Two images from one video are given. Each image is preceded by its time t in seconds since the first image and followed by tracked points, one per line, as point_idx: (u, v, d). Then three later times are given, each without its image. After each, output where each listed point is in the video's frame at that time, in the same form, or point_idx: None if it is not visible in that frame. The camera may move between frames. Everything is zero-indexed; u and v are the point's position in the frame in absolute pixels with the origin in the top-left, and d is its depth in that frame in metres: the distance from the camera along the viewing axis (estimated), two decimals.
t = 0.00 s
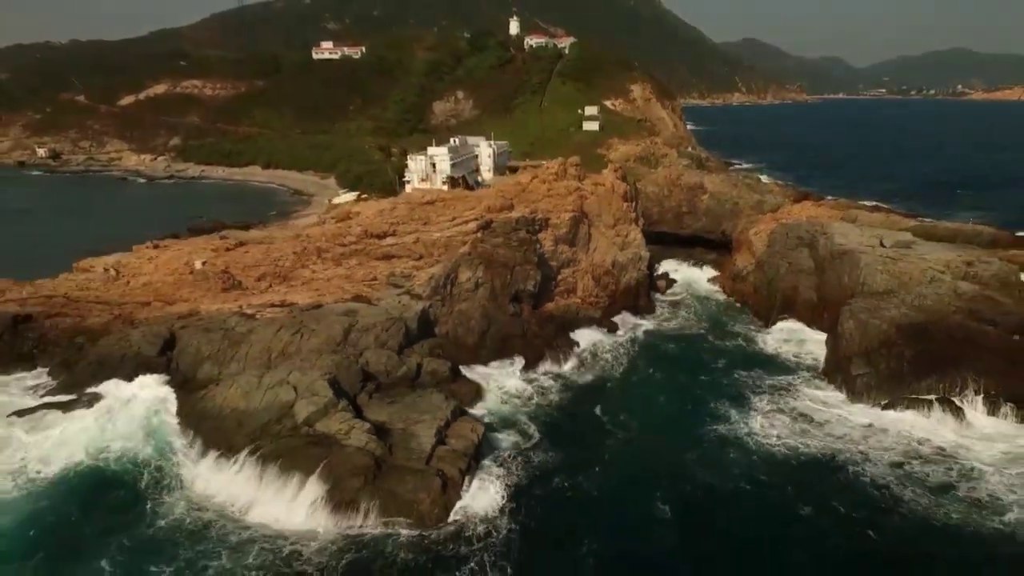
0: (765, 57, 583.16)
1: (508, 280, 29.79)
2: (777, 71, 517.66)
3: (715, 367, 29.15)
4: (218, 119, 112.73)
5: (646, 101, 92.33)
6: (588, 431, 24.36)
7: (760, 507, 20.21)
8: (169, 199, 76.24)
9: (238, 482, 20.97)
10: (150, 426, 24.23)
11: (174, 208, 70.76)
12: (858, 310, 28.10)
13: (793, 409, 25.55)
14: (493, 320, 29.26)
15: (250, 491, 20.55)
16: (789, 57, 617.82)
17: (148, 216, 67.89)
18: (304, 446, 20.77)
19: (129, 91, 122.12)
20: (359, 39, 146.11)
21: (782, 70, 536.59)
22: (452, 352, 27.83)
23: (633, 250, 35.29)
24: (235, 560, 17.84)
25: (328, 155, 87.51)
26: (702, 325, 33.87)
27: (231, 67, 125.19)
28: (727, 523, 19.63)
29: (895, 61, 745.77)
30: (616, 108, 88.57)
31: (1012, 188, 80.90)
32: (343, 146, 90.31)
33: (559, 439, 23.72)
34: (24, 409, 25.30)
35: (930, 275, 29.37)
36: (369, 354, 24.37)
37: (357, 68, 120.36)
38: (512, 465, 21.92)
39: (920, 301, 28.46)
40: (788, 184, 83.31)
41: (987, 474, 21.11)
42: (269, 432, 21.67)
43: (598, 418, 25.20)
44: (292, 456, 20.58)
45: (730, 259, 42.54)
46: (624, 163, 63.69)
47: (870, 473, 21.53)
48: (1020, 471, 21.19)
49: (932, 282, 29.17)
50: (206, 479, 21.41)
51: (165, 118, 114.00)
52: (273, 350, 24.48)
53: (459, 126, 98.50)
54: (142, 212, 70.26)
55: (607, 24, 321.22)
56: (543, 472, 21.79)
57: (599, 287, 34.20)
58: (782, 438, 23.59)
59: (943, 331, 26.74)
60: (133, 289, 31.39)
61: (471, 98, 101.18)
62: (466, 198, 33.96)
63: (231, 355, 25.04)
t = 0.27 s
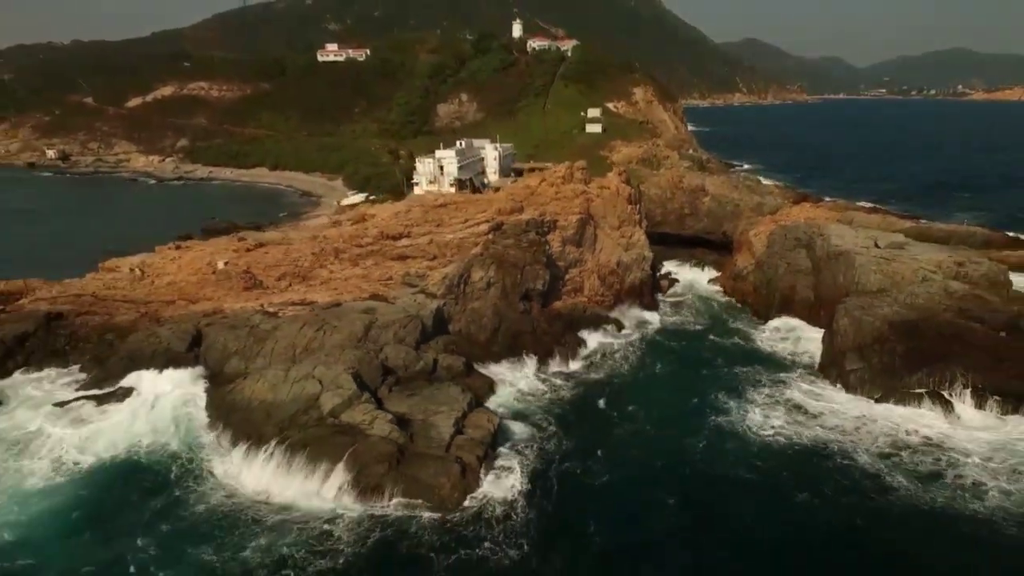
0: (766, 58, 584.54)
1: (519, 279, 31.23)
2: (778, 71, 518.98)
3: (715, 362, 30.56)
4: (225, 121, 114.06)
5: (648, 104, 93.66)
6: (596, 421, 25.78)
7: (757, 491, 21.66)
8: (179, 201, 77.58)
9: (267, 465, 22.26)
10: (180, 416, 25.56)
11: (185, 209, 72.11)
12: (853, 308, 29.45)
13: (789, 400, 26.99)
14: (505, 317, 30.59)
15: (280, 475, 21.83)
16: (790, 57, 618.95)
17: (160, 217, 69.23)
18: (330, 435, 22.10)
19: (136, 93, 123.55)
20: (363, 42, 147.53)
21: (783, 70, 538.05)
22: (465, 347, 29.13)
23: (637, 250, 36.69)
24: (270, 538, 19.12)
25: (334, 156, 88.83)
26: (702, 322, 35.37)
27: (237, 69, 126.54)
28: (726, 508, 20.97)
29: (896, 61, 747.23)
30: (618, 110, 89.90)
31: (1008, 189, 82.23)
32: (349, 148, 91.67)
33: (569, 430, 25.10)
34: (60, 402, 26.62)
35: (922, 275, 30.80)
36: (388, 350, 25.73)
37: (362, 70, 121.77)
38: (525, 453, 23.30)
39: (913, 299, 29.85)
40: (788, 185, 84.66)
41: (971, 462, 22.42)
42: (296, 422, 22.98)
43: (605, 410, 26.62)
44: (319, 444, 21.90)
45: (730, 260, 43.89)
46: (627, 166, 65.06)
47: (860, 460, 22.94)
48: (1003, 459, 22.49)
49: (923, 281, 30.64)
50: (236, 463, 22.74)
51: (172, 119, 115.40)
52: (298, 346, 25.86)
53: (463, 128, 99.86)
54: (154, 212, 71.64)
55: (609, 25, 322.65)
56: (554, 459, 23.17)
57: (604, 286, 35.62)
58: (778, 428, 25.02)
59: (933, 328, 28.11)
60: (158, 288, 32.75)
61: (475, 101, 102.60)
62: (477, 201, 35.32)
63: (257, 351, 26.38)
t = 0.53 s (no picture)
0: (767, 58, 585.62)
1: (528, 279, 32.53)
2: (778, 71, 520.12)
3: (716, 358, 31.85)
4: (231, 122, 115.30)
5: (649, 105, 94.80)
6: (603, 414, 27.05)
7: (755, 479, 22.92)
8: (188, 202, 78.84)
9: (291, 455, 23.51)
10: (206, 409, 26.86)
11: (195, 210, 73.38)
12: (849, 306, 30.67)
13: (787, 394, 28.27)
14: (514, 315, 31.80)
15: (305, 463, 23.06)
16: (790, 58, 619.91)
17: (170, 217, 70.48)
18: (352, 426, 23.34)
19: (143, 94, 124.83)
20: (367, 44, 148.77)
21: (784, 70, 539.07)
22: (477, 344, 30.35)
23: (641, 251, 37.97)
24: (299, 521, 20.36)
25: (340, 157, 90.10)
26: (703, 319, 36.72)
27: (242, 71, 127.75)
28: (724, 495, 22.19)
29: (897, 61, 748.03)
30: (620, 112, 91.10)
31: (1005, 189, 83.39)
32: (355, 149, 92.93)
33: (577, 421, 26.36)
34: (90, 395, 27.86)
35: (915, 274, 31.99)
36: (405, 346, 26.93)
37: (366, 71, 122.96)
38: (537, 444, 24.56)
39: (906, 298, 31.04)
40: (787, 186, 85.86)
41: (958, 451, 23.62)
42: (319, 414, 24.22)
43: (611, 403, 27.89)
44: (342, 434, 23.14)
45: (731, 260, 45.10)
46: (630, 167, 66.29)
47: (853, 450, 24.20)
48: (989, 449, 23.69)
49: (917, 281, 31.82)
50: (262, 453, 24.00)
51: (179, 121, 116.69)
52: (318, 342, 27.09)
53: (467, 130, 101.07)
54: (164, 213, 72.90)
55: (610, 26, 323.94)
56: (564, 450, 24.43)
57: (609, 285, 36.91)
58: (776, 420, 26.29)
59: (926, 325, 29.27)
60: (179, 287, 34.00)
61: (478, 103, 103.84)
62: (487, 203, 36.52)
63: (279, 347, 27.59)
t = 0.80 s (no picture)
0: (767, 58, 586.84)
1: (536, 278, 33.93)
2: (779, 72, 521.42)
3: (717, 353, 33.28)
4: (237, 124, 116.65)
5: (651, 107, 95.98)
6: (609, 406, 28.47)
7: (752, 466, 24.31)
8: (198, 203, 80.14)
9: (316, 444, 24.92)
10: (231, 402, 28.20)
11: (205, 211, 74.70)
12: (844, 304, 32.01)
13: (783, 387, 29.68)
14: (524, 313, 33.14)
15: (329, 452, 24.45)
16: (791, 58, 620.85)
17: (181, 218, 71.82)
18: (373, 417, 24.73)
19: (150, 96, 126.20)
20: (370, 46, 150.15)
21: (785, 70, 540.29)
22: (489, 340, 31.72)
23: (644, 251, 39.37)
24: (327, 504, 21.75)
25: (346, 159, 91.43)
26: (704, 317, 38.15)
27: (248, 73, 129.09)
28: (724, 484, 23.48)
29: (897, 61, 748.96)
30: (622, 114, 92.40)
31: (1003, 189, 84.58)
32: (361, 151, 94.29)
33: (584, 415, 27.73)
34: (120, 389, 29.24)
35: (908, 274, 33.29)
36: (421, 342, 28.28)
37: (371, 73, 124.25)
38: (549, 435, 26.01)
39: (899, 297, 32.35)
40: (787, 187, 87.14)
41: (945, 442, 24.91)
42: (342, 406, 25.61)
43: (616, 396, 29.32)
44: (363, 425, 24.48)
45: (732, 260, 46.39)
46: (633, 169, 67.63)
47: (845, 440, 25.59)
48: (975, 439, 24.99)
49: (910, 280, 33.11)
50: (288, 442, 25.38)
51: (186, 122, 118.06)
52: (338, 338, 28.45)
53: (471, 132, 102.35)
54: (175, 214, 74.24)
55: (611, 27, 325.43)
56: (574, 440, 25.84)
57: (614, 284, 38.26)
58: (772, 412, 27.70)
59: (918, 323, 30.60)
60: (201, 286, 35.33)
61: (482, 104, 105.17)
62: (496, 206, 37.86)
63: (301, 343, 28.94)
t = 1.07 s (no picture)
0: (767, 58, 588.31)
1: (544, 277, 35.29)
2: (779, 72, 522.95)
3: (718, 349, 34.68)
4: (243, 125, 117.99)
5: (652, 109, 97.34)
6: (614, 400, 29.87)
7: (750, 456, 25.70)
8: (206, 204, 81.45)
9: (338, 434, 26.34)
10: (254, 395, 29.54)
11: (214, 212, 76.03)
12: (840, 302, 33.37)
13: (781, 381, 31.09)
14: (533, 310, 34.47)
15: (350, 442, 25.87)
16: (791, 58, 621.99)
17: (191, 218, 73.15)
18: (392, 409, 26.24)
19: (156, 98, 127.52)
20: (374, 47, 151.49)
21: (785, 70, 541.73)
22: (499, 336, 33.09)
23: (648, 252, 40.89)
24: (351, 491, 23.17)
25: (352, 160, 92.81)
26: (706, 314, 39.55)
27: (253, 75, 130.40)
28: (723, 473, 24.86)
29: (897, 61, 750.43)
30: (624, 116, 93.81)
31: (999, 190, 85.84)
32: (366, 152, 95.67)
33: (590, 408, 29.08)
34: (148, 383, 30.63)
35: (902, 274, 34.65)
36: (436, 338, 29.62)
37: (375, 75, 125.64)
38: (559, 427, 27.40)
39: (893, 295, 33.68)
40: (787, 188, 88.54)
41: (933, 433, 26.25)
42: (362, 398, 27.03)
43: (621, 390, 30.73)
44: (383, 417, 26.00)
45: (732, 260, 47.71)
46: (635, 171, 69.02)
47: (838, 431, 26.96)
48: (961, 430, 26.33)
49: (903, 279, 34.45)
50: (311, 432, 26.80)
51: (193, 124, 119.39)
52: (356, 334, 29.80)
53: (475, 133, 103.70)
54: (185, 215, 75.58)
55: (612, 28, 327.05)
56: (582, 432, 27.22)
57: (618, 283, 39.57)
58: (770, 405, 29.08)
59: (911, 319, 31.91)
60: (221, 285, 36.70)
61: (485, 106, 106.53)
62: (505, 208, 39.18)
63: (320, 339, 30.29)
